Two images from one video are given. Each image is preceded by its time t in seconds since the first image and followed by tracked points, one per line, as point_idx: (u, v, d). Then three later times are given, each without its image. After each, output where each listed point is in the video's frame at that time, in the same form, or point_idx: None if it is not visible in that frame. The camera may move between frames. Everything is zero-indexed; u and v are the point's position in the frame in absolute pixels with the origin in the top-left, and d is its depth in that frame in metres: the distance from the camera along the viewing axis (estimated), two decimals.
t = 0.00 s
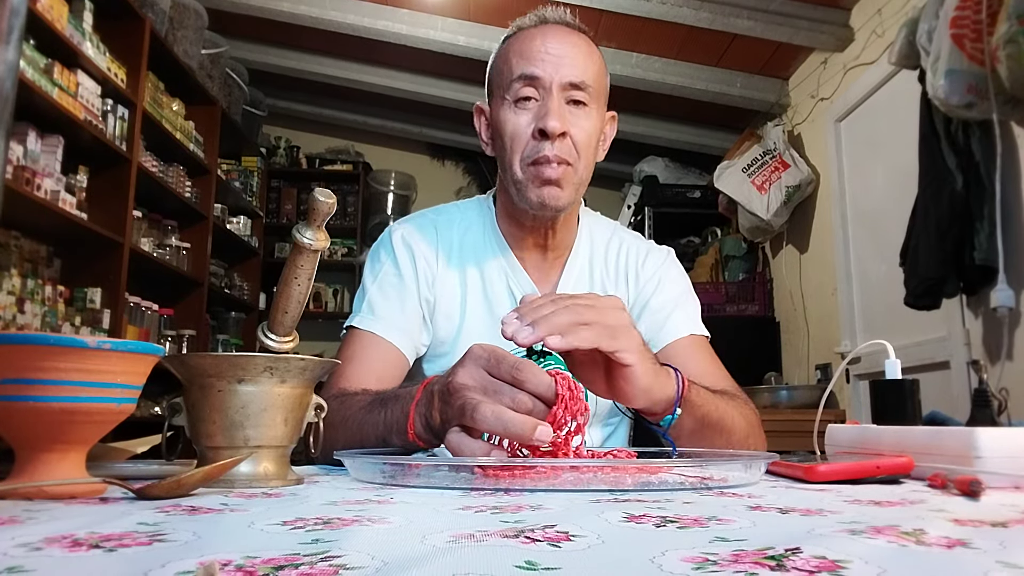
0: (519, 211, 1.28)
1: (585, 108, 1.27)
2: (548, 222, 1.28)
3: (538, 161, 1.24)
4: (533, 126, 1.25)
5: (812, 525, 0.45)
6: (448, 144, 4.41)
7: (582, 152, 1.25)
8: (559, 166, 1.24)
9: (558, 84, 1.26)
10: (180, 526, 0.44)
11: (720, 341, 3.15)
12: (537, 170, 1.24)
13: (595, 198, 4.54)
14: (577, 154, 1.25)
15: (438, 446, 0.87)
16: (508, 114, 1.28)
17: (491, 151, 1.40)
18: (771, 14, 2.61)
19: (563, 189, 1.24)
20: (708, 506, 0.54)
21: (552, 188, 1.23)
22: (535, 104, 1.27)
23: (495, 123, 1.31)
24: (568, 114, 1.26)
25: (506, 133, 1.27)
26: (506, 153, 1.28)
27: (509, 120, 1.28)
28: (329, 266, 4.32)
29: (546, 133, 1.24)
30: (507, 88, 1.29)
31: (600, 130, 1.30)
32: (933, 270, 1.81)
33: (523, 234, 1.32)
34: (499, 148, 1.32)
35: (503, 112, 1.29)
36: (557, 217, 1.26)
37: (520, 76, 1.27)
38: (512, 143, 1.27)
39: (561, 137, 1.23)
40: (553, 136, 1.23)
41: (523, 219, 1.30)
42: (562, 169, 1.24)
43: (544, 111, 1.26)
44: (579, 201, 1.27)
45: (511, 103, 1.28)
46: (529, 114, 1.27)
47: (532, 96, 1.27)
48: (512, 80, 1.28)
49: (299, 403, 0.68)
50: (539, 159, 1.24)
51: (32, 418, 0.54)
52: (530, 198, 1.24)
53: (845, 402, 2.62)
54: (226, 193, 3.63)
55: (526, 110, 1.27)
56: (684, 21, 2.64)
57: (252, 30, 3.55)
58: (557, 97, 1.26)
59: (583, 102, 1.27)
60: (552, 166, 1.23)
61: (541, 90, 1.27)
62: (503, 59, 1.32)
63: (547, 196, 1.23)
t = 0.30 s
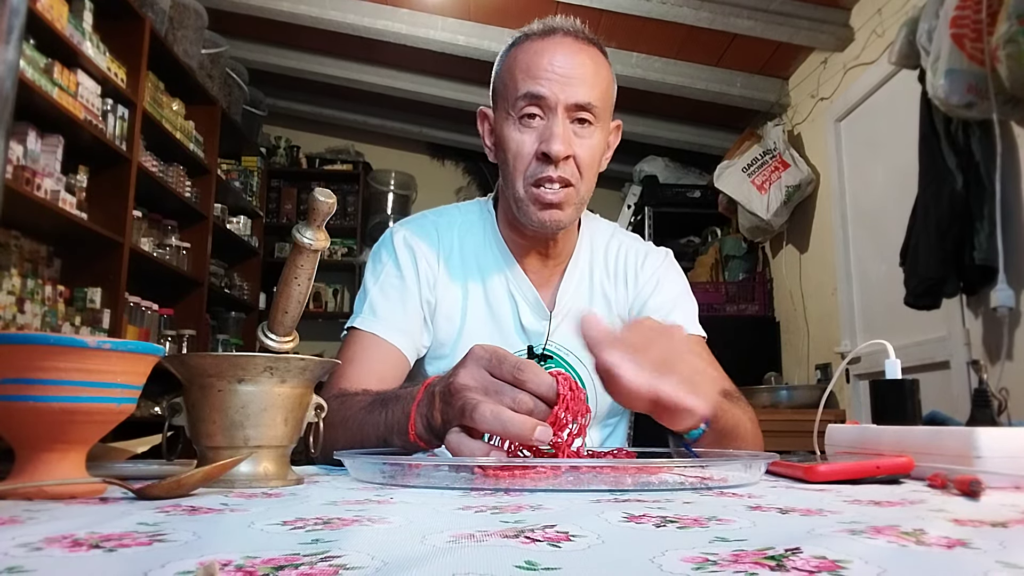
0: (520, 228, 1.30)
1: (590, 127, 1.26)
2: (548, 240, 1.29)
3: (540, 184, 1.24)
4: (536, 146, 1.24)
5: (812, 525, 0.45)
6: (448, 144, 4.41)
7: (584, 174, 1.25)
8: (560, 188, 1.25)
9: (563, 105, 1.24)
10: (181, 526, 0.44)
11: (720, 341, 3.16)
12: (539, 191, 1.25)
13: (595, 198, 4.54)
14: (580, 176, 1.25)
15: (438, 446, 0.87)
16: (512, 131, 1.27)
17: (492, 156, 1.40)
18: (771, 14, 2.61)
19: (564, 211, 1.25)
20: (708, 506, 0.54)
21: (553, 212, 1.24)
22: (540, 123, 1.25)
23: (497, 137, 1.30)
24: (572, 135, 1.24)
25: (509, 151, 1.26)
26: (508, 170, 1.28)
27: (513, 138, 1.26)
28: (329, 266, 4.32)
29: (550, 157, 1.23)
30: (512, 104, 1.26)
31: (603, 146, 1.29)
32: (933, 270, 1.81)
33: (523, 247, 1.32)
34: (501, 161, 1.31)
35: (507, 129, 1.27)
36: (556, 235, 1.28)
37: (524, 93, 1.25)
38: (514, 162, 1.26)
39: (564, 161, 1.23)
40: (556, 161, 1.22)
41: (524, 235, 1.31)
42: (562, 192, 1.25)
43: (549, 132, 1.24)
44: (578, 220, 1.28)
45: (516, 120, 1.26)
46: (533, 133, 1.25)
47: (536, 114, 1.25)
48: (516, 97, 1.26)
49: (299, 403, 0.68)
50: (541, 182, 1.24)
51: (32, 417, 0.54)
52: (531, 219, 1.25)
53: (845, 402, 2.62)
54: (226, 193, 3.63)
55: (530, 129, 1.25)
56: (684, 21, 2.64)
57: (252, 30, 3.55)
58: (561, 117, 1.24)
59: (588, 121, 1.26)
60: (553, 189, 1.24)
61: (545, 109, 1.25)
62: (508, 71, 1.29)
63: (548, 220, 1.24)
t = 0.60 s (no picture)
0: (520, 210, 1.28)
1: (588, 109, 1.27)
2: (549, 222, 1.28)
3: (540, 159, 1.23)
4: (536, 123, 1.24)
5: (812, 525, 0.45)
6: (448, 144, 4.41)
7: (584, 153, 1.24)
8: (560, 164, 1.23)
9: (562, 84, 1.25)
10: (181, 526, 0.44)
11: (719, 341, 3.16)
12: (539, 167, 1.23)
13: (595, 198, 4.54)
14: (580, 154, 1.24)
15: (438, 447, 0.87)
16: (511, 111, 1.27)
17: (491, 148, 1.40)
18: (771, 14, 2.61)
19: (563, 188, 1.24)
20: (709, 505, 0.54)
21: (553, 189, 1.23)
22: (539, 102, 1.26)
23: (496, 122, 1.30)
24: (571, 114, 1.25)
25: (509, 130, 1.26)
26: (507, 149, 1.27)
27: (512, 117, 1.26)
28: (329, 265, 4.32)
29: (550, 132, 1.23)
30: (511, 84, 1.28)
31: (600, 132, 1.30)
32: (933, 270, 1.81)
33: (524, 233, 1.32)
34: (501, 146, 1.31)
35: (506, 109, 1.28)
36: (557, 215, 1.26)
37: (523, 72, 1.26)
38: (514, 140, 1.26)
39: (563, 136, 1.23)
40: (556, 135, 1.22)
41: (524, 219, 1.30)
42: (563, 169, 1.23)
43: (547, 110, 1.25)
44: (578, 201, 1.27)
45: (515, 100, 1.27)
46: (532, 112, 1.26)
47: (535, 95, 1.26)
48: (515, 76, 1.27)
49: (299, 403, 0.68)
50: (541, 157, 1.23)
51: (32, 417, 0.54)
52: (531, 195, 1.24)
53: (845, 402, 2.62)
54: (226, 192, 3.63)
55: (530, 108, 1.26)
56: (683, 21, 2.64)
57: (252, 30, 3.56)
58: (560, 96, 1.25)
59: (586, 103, 1.27)
60: (553, 164, 1.23)
61: (545, 90, 1.26)
62: (508, 57, 1.31)
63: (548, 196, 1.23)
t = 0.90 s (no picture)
0: (512, 221, 1.29)
1: (592, 128, 1.26)
2: (541, 239, 1.29)
3: (536, 175, 1.25)
4: (537, 138, 1.25)
5: (812, 525, 0.45)
6: (448, 143, 4.41)
7: (581, 172, 1.25)
8: (554, 183, 1.25)
9: (569, 98, 1.24)
10: (181, 526, 0.44)
11: (719, 342, 3.16)
12: (534, 183, 1.24)
13: (595, 198, 4.54)
14: (575, 173, 1.25)
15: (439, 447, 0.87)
16: (516, 121, 1.27)
17: (494, 143, 1.40)
18: (771, 14, 2.61)
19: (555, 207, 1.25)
20: (709, 506, 0.54)
21: (545, 207, 1.24)
22: (544, 115, 1.25)
23: (501, 125, 1.31)
24: (573, 131, 1.25)
25: (510, 139, 1.27)
26: (507, 157, 1.28)
27: (515, 127, 1.27)
28: (329, 266, 4.32)
29: (549, 150, 1.23)
30: (518, 91, 1.27)
31: (602, 149, 1.30)
32: (933, 270, 1.81)
33: (518, 243, 1.32)
34: (501, 149, 1.32)
35: (511, 117, 1.28)
36: (549, 234, 1.27)
37: (532, 82, 1.25)
38: (514, 151, 1.26)
39: (563, 156, 1.23)
40: (555, 155, 1.23)
41: (517, 230, 1.31)
42: (557, 188, 1.25)
43: (551, 125, 1.24)
44: (569, 218, 1.29)
45: (521, 109, 1.27)
46: (536, 125, 1.26)
47: (541, 106, 1.26)
48: (525, 85, 1.26)
49: (299, 402, 0.68)
50: (537, 174, 1.25)
51: (32, 417, 0.54)
52: (522, 210, 1.26)
53: (845, 402, 2.62)
54: (226, 192, 3.63)
55: (534, 120, 1.26)
56: (683, 21, 2.64)
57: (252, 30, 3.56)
58: (566, 111, 1.25)
59: (591, 121, 1.26)
60: (548, 183, 1.24)
61: (551, 102, 1.25)
62: (520, 60, 1.29)
63: (539, 214, 1.24)
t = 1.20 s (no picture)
0: (505, 241, 1.30)
1: (586, 162, 1.24)
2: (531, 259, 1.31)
3: (525, 209, 1.24)
4: (529, 172, 1.22)
5: (812, 525, 0.45)
6: (448, 143, 4.41)
7: (573, 204, 1.24)
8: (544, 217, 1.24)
9: (563, 134, 1.20)
10: (180, 526, 0.44)
11: (719, 341, 3.16)
12: (523, 216, 1.24)
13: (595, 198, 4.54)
14: (568, 204, 1.24)
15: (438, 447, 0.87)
16: (509, 150, 1.25)
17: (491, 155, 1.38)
18: (771, 13, 2.61)
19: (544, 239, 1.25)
20: (709, 505, 0.54)
21: (537, 236, 1.25)
22: (537, 148, 1.22)
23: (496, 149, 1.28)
24: (567, 165, 1.22)
25: (503, 167, 1.25)
26: (499, 185, 1.27)
27: (509, 157, 1.24)
28: (329, 265, 4.32)
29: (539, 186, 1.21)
30: (513, 121, 1.23)
31: (597, 178, 1.28)
32: (933, 270, 1.81)
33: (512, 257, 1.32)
34: (497, 170, 1.30)
35: (505, 145, 1.25)
36: (543, 250, 1.29)
37: (526, 114, 1.21)
38: (505, 181, 1.25)
39: (553, 193, 1.22)
40: (546, 193, 1.21)
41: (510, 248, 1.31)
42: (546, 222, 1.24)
43: (543, 160, 1.22)
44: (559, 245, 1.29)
45: (514, 138, 1.24)
46: (529, 158, 1.23)
47: (535, 138, 1.22)
48: (519, 116, 1.22)
49: (299, 402, 0.68)
50: (527, 207, 1.24)
51: (32, 417, 0.54)
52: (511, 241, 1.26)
53: (845, 402, 2.62)
54: (226, 192, 3.63)
55: (527, 151, 1.23)
56: (683, 20, 2.64)
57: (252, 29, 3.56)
58: (559, 145, 1.21)
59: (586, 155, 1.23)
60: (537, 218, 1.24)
61: (545, 135, 1.22)
62: (516, 85, 1.24)
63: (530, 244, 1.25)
